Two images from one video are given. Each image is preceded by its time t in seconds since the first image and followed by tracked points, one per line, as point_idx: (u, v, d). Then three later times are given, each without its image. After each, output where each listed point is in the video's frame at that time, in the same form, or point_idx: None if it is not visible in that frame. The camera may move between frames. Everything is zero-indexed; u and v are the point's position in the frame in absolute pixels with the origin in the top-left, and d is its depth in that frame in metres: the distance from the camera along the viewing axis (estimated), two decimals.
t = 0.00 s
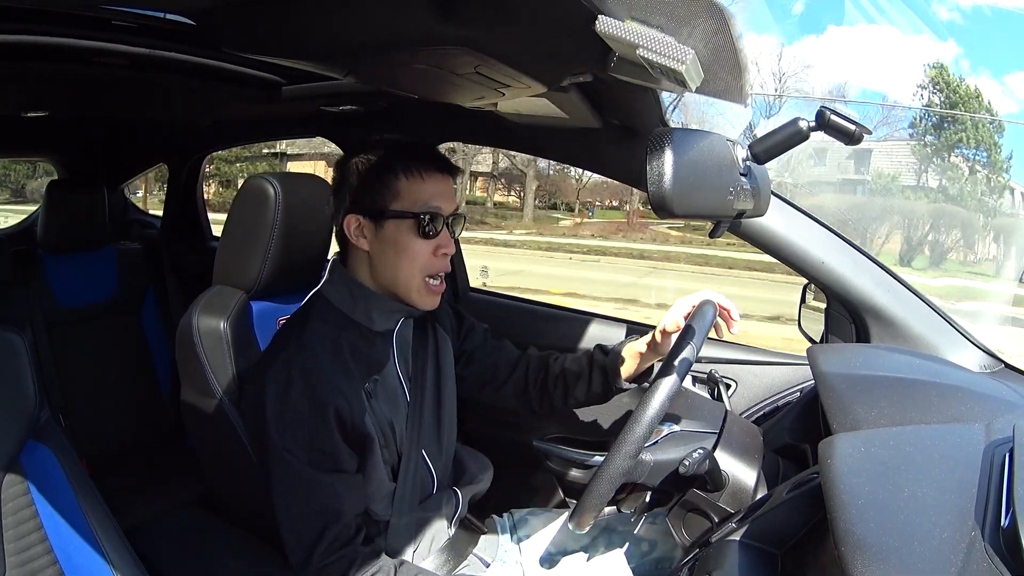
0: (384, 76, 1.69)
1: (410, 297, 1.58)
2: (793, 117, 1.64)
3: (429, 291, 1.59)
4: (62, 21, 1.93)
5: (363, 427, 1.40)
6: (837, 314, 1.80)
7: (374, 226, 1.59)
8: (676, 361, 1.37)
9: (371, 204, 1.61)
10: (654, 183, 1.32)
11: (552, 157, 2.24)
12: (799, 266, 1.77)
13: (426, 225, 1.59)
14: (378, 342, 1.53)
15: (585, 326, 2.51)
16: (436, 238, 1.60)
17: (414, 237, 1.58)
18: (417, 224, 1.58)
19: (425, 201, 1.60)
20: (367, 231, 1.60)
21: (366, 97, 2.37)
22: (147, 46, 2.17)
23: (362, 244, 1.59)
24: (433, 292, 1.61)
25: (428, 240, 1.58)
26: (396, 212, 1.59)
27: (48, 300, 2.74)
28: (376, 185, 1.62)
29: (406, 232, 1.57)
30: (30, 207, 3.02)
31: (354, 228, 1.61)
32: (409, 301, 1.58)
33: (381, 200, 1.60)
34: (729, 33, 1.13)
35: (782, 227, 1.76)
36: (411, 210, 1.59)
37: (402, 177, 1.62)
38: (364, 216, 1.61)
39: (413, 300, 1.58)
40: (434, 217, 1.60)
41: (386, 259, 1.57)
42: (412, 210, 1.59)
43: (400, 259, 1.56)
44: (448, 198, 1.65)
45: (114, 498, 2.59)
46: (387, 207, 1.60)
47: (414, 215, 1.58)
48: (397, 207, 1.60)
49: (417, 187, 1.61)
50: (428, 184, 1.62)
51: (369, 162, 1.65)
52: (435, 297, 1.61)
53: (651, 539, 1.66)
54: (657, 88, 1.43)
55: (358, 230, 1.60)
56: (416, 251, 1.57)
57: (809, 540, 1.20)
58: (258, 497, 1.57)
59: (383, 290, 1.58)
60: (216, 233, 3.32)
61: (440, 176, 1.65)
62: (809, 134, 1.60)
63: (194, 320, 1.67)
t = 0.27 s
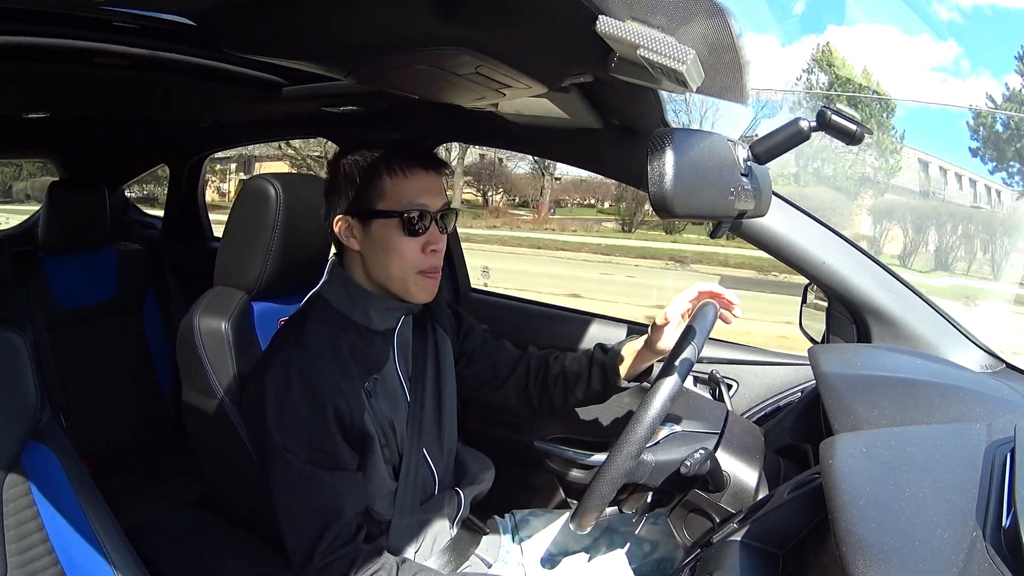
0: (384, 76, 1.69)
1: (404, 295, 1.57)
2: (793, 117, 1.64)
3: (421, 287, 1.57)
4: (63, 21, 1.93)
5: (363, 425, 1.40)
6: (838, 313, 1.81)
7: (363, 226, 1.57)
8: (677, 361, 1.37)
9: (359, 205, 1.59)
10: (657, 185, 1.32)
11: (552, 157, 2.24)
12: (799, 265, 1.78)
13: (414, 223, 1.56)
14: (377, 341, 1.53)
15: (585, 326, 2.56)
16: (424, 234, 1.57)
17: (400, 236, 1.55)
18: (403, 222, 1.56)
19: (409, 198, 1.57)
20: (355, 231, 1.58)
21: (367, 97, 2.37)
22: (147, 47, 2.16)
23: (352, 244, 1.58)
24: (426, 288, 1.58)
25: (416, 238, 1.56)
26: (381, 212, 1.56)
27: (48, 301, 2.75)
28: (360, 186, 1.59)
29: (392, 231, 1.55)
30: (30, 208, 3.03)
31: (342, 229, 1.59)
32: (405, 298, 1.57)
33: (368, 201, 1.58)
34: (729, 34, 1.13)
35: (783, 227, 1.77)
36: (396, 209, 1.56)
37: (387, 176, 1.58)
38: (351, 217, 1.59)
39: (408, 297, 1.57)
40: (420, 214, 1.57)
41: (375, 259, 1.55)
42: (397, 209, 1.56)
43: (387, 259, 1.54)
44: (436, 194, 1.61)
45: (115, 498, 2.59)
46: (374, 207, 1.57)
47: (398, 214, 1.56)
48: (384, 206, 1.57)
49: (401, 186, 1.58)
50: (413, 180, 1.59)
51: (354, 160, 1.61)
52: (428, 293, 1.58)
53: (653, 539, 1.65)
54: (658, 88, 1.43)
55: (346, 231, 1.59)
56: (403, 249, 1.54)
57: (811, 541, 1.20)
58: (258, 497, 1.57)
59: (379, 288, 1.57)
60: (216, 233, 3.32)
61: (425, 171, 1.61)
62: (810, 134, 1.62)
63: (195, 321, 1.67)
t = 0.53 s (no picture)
0: (384, 77, 1.69)
1: (408, 295, 1.56)
2: (794, 117, 1.64)
3: (424, 285, 1.56)
4: (64, 23, 1.94)
5: (366, 426, 1.40)
6: (840, 315, 1.82)
7: (364, 227, 1.57)
8: (677, 362, 1.37)
9: (360, 206, 1.59)
10: (657, 185, 1.31)
11: (553, 158, 2.24)
12: (801, 267, 1.78)
13: (415, 222, 1.56)
14: (383, 342, 1.53)
15: (586, 326, 2.57)
16: (425, 233, 1.57)
17: (402, 235, 1.55)
18: (404, 222, 1.55)
19: (410, 198, 1.57)
20: (357, 232, 1.58)
21: (368, 98, 2.37)
22: (147, 47, 2.17)
23: (354, 245, 1.58)
24: (430, 286, 1.57)
25: (417, 237, 1.55)
26: (383, 212, 1.56)
27: (49, 301, 2.75)
28: (361, 187, 1.59)
29: (393, 231, 1.55)
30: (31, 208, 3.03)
31: (345, 231, 1.60)
32: (410, 298, 1.57)
33: (369, 202, 1.58)
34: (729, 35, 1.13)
35: (785, 229, 1.78)
36: (397, 209, 1.56)
37: (387, 176, 1.58)
38: (353, 219, 1.59)
39: (413, 296, 1.56)
40: (422, 212, 1.56)
41: (378, 259, 1.55)
42: (398, 208, 1.56)
43: (389, 259, 1.54)
44: (436, 192, 1.61)
45: (115, 498, 2.59)
46: (375, 208, 1.57)
47: (399, 213, 1.55)
48: (385, 207, 1.57)
49: (401, 185, 1.57)
50: (414, 179, 1.58)
51: (354, 162, 1.61)
52: (433, 291, 1.57)
53: (654, 540, 1.62)
54: (659, 89, 1.43)
55: (349, 233, 1.59)
56: (405, 248, 1.54)
57: (810, 543, 1.20)
58: (259, 498, 1.57)
59: (384, 290, 1.57)
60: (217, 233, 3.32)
61: (425, 170, 1.61)
62: (811, 135, 1.65)
63: (196, 322, 1.67)
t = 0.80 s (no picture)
0: (385, 75, 1.69)
1: (410, 293, 1.56)
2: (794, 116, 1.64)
3: (426, 283, 1.57)
4: (65, 21, 1.94)
5: (369, 425, 1.39)
6: (840, 313, 1.79)
7: (366, 225, 1.57)
8: (678, 360, 1.37)
9: (361, 203, 1.58)
10: (657, 183, 1.31)
11: (554, 157, 2.24)
12: (801, 266, 1.74)
13: (417, 220, 1.56)
14: (384, 341, 1.53)
15: (587, 325, 2.57)
16: (428, 231, 1.57)
17: (405, 233, 1.55)
18: (407, 220, 1.56)
19: (413, 196, 1.57)
20: (359, 230, 1.58)
21: (368, 97, 2.37)
22: (148, 46, 2.17)
23: (356, 243, 1.58)
24: (431, 284, 1.58)
25: (419, 235, 1.56)
26: (386, 210, 1.56)
27: (49, 300, 2.75)
28: (363, 184, 1.59)
29: (396, 229, 1.55)
30: (31, 207, 3.03)
31: (346, 229, 1.59)
32: (411, 295, 1.57)
33: (371, 199, 1.57)
34: (731, 36, 1.13)
35: (783, 228, 1.73)
36: (401, 206, 1.56)
37: (389, 174, 1.58)
38: (355, 217, 1.59)
39: (415, 294, 1.57)
40: (424, 210, 1.57)
41: (380, 257, 1.55)
42: (401, 206, 1.56)
43: (392, 257, 1.54)
44: (438, 190, 1.61)
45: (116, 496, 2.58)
46: (378, 205, 1.57)
47: (402, 211, 1.56)
48: (387, 204, 1.57)
49: (404, 183, 1.58)
50: (417, 177, 1.59)
51: (357, 161, 1.60)
52: (433, 289, 1.59)
53: (654, 539, 1.68)
54: (660, 88, 1.43)
55: (350, 231, 1.59)
56: (408, 246, 1.54)
57: (810, 542, 1.20)
58: (260, 496, 1.57)
59: (384, 288, 1.57)
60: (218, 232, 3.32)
61: (426, 167, 1.61)
62: (811, 134, 1.61)
63: (196, 320, 1.67)
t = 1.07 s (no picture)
0: (385, 75, 1.69)
1: (406, 292, 1.57)
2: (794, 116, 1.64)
3: (423, 282, 1.56)
4: (65, 21, 1.94)
5: (365, 425, 1.39)
6: (840, 313, 1.79)
7: (362, 225, 1.56)
8: (679, 360, 1.37)
9: (356, 203, 1.58)
10: (658, 183, 1.32)
11: (553, 157, 2.24)
12: (800, 266, 1.73)
13: (412, 219, 1.56)
14: (378, 341, 1.52)
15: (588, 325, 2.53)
16: (424, 229, 1.57)
17: (401, 232, 1.55)
18: (403, 219, 1.55)
19: (409, 194, 1.57)
20: (355, 230, 1.58)
21: (369, 97, 2.37)
22: (148, 46, 2.17)
23: (352, 243, 1.58)
24: (428, 282, 1.57)
25: (415, 234, 1.56)
26: (381, 209, 1.55)
27: (49, 300, 2.75)
28: (358, 184, 1.58)
29: (392, 228, 1.55)
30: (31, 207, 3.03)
31: (341, 229, 1.59)
32: (407, 295, 1.57)
33: (366, 199, 1.57)
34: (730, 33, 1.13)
35: (784, 227, 1.72)
36: (396, 205, 1.56)
37: (384, 174, 1.58)
38: (350, 217, 1.58)
39: (411, 293, 1.56)
40: (419, 209, 1.56)
41: (376, 256, 1.55)
42: (397, 205, 1.56)
43: (388, 256, 1.54)
44: (433, 188, 1.61)
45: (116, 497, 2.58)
46: (373, 205, 1.56)
47: (398, 210, 1.55)
48: (383, 203, 1.56)
49: (399, 182, 1.57)
50: (412, 176, 1.58)
51: (350, 161, 1.60)
52: (430, 288, 1.58)
53: (654, 539, 1.65)
54: (660, 88, 1.43)
55: (345, 232, 1.58)
56: (404, 245, 1.54)
57: (811, 542, 1.20)
58: (260, 496, 1.57)
59: (380, 289, 1.58)
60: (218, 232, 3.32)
61: (422, 167, 1.61)
62: (812, 134, 1.61)
63: (196, 320, 1.67)
